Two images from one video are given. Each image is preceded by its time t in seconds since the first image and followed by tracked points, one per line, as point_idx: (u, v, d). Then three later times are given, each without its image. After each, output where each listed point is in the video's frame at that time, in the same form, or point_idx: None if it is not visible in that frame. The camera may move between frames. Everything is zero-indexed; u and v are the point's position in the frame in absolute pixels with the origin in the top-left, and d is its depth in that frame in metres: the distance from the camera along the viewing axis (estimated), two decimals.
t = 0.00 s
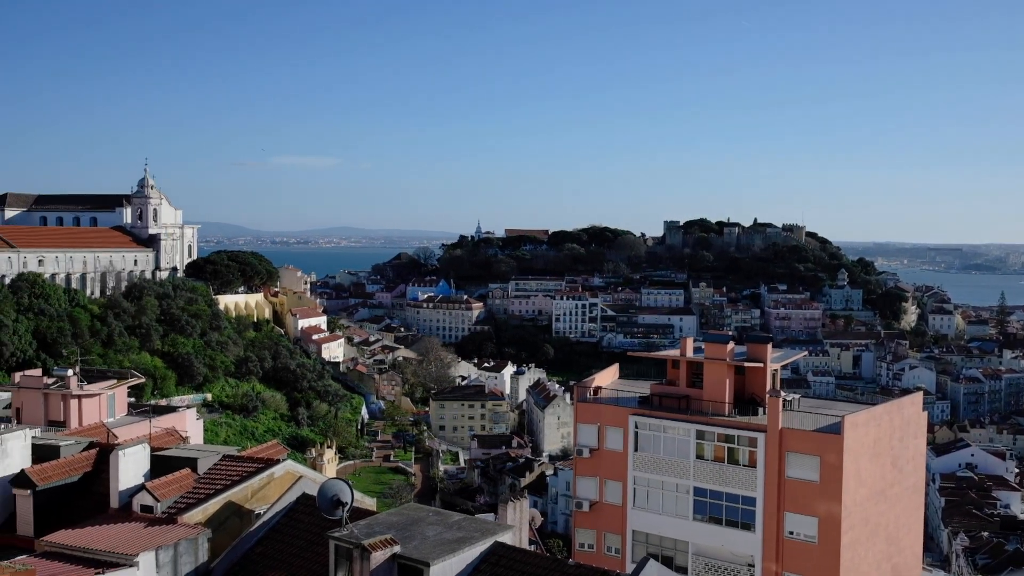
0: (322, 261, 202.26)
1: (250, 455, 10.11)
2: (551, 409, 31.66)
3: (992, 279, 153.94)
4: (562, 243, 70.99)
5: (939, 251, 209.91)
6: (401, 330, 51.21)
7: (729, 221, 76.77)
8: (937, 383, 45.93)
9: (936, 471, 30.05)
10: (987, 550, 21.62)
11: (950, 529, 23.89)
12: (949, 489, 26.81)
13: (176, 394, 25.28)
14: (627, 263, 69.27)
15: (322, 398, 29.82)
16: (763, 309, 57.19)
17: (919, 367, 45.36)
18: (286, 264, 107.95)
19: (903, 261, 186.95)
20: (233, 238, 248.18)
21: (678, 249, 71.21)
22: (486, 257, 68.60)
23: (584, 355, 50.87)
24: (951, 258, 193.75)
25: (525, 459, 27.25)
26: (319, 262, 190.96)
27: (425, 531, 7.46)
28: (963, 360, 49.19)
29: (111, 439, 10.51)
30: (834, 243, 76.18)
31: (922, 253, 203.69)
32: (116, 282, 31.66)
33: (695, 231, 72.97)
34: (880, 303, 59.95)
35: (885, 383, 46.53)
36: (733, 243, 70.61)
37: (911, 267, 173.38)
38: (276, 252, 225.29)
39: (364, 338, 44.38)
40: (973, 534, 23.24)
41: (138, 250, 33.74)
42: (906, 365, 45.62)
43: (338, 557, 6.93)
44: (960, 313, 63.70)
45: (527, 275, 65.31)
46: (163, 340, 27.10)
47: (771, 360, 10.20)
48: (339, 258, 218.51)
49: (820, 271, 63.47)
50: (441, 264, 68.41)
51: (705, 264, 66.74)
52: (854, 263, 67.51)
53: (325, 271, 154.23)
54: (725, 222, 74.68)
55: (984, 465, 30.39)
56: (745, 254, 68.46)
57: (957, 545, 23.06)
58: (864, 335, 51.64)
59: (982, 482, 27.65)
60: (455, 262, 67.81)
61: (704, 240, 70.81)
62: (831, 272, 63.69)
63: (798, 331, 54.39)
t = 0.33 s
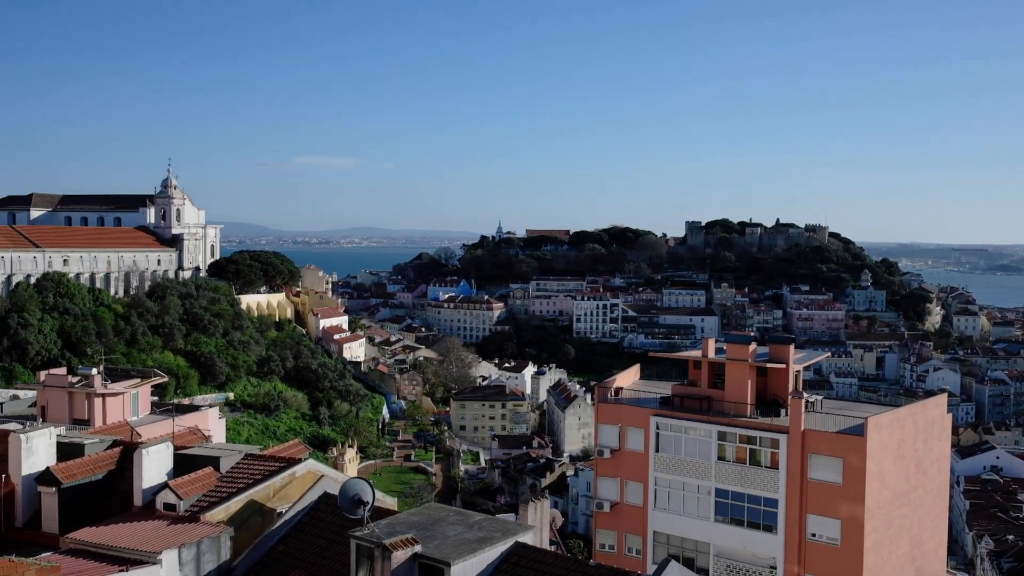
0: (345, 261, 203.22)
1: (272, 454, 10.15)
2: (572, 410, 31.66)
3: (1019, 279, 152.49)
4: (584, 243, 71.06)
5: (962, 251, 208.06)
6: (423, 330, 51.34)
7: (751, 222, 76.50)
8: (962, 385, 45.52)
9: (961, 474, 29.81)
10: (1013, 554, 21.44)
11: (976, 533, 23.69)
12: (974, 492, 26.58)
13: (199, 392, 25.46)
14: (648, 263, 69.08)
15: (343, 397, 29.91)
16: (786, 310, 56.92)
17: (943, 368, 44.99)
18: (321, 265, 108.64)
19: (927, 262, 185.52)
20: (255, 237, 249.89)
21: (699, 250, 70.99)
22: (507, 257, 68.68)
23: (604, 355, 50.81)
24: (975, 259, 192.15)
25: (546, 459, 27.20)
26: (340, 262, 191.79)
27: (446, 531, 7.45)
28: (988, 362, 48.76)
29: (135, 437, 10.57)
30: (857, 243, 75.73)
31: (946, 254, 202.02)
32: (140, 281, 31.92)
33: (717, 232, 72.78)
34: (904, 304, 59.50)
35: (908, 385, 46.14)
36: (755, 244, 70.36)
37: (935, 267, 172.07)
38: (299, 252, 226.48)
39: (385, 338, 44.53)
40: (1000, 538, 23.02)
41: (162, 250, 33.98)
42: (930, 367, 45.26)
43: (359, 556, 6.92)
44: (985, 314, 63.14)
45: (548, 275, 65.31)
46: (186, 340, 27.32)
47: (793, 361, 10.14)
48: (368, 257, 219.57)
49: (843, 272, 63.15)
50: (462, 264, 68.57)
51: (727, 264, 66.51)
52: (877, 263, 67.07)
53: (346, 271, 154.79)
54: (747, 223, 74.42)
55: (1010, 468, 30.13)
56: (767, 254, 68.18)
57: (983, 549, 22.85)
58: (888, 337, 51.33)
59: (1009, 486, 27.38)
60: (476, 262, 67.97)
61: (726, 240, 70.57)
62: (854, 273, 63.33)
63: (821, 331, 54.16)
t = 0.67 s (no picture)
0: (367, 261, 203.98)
1: (292, 454, 10.20)
2: (592, 410, 31.65)
3: None
4: (604, 243, 71.11)
5: (986, 253, 206.34)
6: (443, 330, 51.46)
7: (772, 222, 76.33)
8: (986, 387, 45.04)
9: (985, 476, 29.54)
10: None
11: (1000, 536, 23.46)
12: (999, 495, 26.31)
13: (220, 392, 25.62)
14: (668, 264, 68.89)
15: (364, 397, 29.98)
16: (807, 310, 56.66)
17: (967, 370, 44.49)
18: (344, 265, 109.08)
19: (951, 263, 184.14)
20: (276, 238, 251.20)
21: (721, 250, 70.80)
22: (527, 257, 68.73)
23: (624, 356, 50.76)
24: (1000, 260, 190.54)
25: (566, 460, 27.15)
26: (361, 263, 192.63)
27: (466, 531, 7.45)
28: (1013, 363, 48.31)
29: (157, 436, 10.64)
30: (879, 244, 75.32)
31: (970, 256, 200.38)
32: (162, 281, 32.16)
33: (738, 232, 72.62)
34: (927, 305, 59.02)
35: (932, 387, 45.74)
36: (777, 244, 70.17)
37: (960, 268, 170.83)
38: (321, 253, 227.52)
39: (405, 338, 44.68)
40: None
41: (184, 250, 34.21)
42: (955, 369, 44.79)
43: (380, 555, 6.91)
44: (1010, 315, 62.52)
45: (568, 276, 65.27)
46: (208, 339, 27.54)
47: (815, 362, 10.08)
48: (388, 258, 220.29)
49: (866, 272, 62.83)
50: (483, 264, 68.72)
51: (748, 264, 66.34)
52: (900, 264, 66.68)
53: (367, 271, 155.33)
54: (769, 223, 74.24)
55: None
56: (789, 255, 67.96)
57: (1008, 552, 22.63)
58: (911, 338, 51.01)
59: None
60: (497, 262, 68.11)
61: (746, 240, 70.31)
62: (876, 274, 63.00)
63: (843, 333, 53.91)
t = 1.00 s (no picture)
0: (403, 261, 204.62)
1: (314, 453, 10.23)
2: (613, 411, 31.59)
3: None
4: (625, 244, 71.17)
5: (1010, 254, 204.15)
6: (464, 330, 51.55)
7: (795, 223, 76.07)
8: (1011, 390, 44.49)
9: (1012, 480, 29.20)
10: None
11: None
12: None
13: (242, 390, 25.77)
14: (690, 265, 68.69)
15: (384, 396, 30.02)
16: (830, 312, 56.35)
17: (992, 373, 43.94)
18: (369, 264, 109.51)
19: (976, 264, 182.51)
20: (297, 238, 252.39)
21: (743, 251, 70.56)
22: (548, 258, 68.74)
23: (646, 357, 50.69)
24: None
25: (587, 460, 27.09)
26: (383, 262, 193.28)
27: (487, 531, 7.45)
28: None
29: (179, 434, 10.71)
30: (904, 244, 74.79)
31: (994, 257, 198.37)
32: (184, 280, 32.39)
33: (761, 232, 72.41)
34: (952, 307, 58.46)
35: (957, 389, 45.32)
36: (800, 245, 69.92)
37: (986, 269, 169.15)
38: (342, 253, 228.26)
39: (426, 338, 44.81)
40: None
41: (207, 249, 34.44)
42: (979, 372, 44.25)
43: (399, 554, 6.92)
44: None
45: (589, 276, 65.20)
46: (230, 338, 27.73)
47: (838, 364, 10.02)
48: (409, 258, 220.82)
49: (889, 274, 62.41)
50: (504, 264, 68.84)
51: (771, 266, 66.10)
52: (924, 265, 66.19)
53: (390, 271, 155.76)
54: (791, 223, 73.99)
55: None
56: (812, 255, 67.66)
57: None
58: (935, 340, 50.60)
59: None
60: (518, 262, 68.24)
61: (769, 241, 69.99)
62: (900, 275, 62.55)
63: (866, 335, 53.62)
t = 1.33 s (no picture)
0: (424, 260, 205.07)
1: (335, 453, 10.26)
2: (633, 412, 31.49)
3: None
4: (647, 243, 71.18)
5: None
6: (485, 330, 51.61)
7: (818, 223, 75.73)
8: None
9: None
10: None
11: None
12: None
13: (264, 390, 25.91)
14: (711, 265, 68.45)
15: (405, 396, 30.06)
16: (853, 313, 56.02)
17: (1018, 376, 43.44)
18: (393, 263, 109.77)
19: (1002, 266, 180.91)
20: (322, 239, 253.52)
21: (765, 251, 70.29)
22: (569, 258, 68.68)
23: (667, 357, 50.60)
24: None
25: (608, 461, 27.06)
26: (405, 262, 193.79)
27: (507, 531, 7.44)
28: None
29: (202, 433, 10.78)
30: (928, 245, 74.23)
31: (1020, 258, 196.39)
32: (207, 279, 32.59)
33: (783, 232, 72.11)
34: (976, 308, 57.89)
35: (982, 391, 44.89)
36: (823, 245, 69.60)
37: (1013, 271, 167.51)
38: (364, 252, 229.12)
39: (447, 338, 44.89)
40: None
41: (229, 249, 34.64)
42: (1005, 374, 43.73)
43: (420, 554, 6.92)
44: None
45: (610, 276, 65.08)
46: (251, 337, 27.89)
47: (861, 366, 9.95)
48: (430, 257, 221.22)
49: (913, 275, 61.94)
50: (525, 264, 68.90)
51: (793, 266, 65.84)
52: (949, 266, 65.65)
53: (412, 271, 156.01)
54: (814, 224, 73.66)
55: None
56: (835, 256, 67.29)
57: None
58: (960, 342, 50.14)
59: None
60: (539, 262, 68.26)
61: (791, 241, 69.62)
62: (924, 276, 62.07)
63: (890, 336, 53.26)
